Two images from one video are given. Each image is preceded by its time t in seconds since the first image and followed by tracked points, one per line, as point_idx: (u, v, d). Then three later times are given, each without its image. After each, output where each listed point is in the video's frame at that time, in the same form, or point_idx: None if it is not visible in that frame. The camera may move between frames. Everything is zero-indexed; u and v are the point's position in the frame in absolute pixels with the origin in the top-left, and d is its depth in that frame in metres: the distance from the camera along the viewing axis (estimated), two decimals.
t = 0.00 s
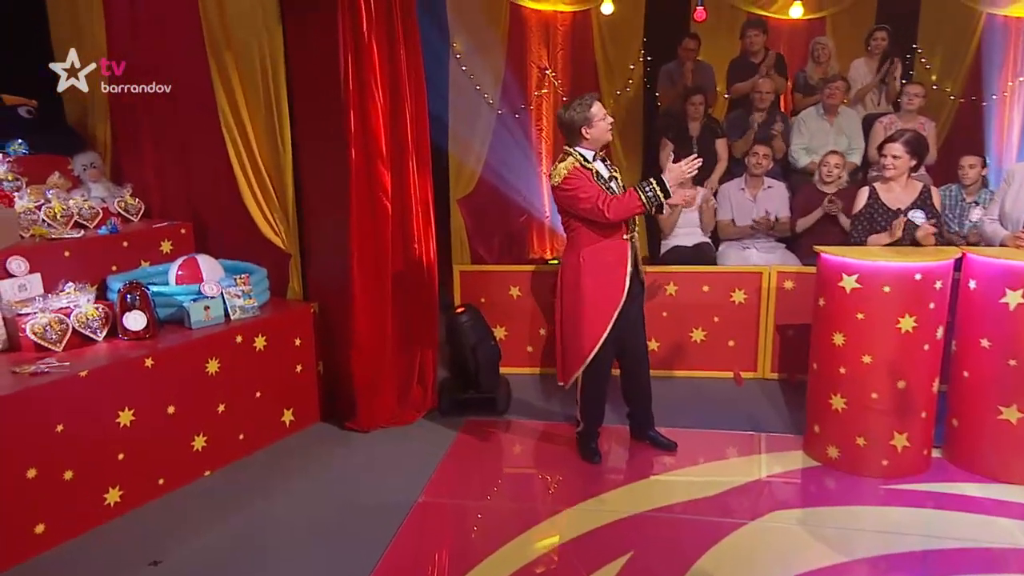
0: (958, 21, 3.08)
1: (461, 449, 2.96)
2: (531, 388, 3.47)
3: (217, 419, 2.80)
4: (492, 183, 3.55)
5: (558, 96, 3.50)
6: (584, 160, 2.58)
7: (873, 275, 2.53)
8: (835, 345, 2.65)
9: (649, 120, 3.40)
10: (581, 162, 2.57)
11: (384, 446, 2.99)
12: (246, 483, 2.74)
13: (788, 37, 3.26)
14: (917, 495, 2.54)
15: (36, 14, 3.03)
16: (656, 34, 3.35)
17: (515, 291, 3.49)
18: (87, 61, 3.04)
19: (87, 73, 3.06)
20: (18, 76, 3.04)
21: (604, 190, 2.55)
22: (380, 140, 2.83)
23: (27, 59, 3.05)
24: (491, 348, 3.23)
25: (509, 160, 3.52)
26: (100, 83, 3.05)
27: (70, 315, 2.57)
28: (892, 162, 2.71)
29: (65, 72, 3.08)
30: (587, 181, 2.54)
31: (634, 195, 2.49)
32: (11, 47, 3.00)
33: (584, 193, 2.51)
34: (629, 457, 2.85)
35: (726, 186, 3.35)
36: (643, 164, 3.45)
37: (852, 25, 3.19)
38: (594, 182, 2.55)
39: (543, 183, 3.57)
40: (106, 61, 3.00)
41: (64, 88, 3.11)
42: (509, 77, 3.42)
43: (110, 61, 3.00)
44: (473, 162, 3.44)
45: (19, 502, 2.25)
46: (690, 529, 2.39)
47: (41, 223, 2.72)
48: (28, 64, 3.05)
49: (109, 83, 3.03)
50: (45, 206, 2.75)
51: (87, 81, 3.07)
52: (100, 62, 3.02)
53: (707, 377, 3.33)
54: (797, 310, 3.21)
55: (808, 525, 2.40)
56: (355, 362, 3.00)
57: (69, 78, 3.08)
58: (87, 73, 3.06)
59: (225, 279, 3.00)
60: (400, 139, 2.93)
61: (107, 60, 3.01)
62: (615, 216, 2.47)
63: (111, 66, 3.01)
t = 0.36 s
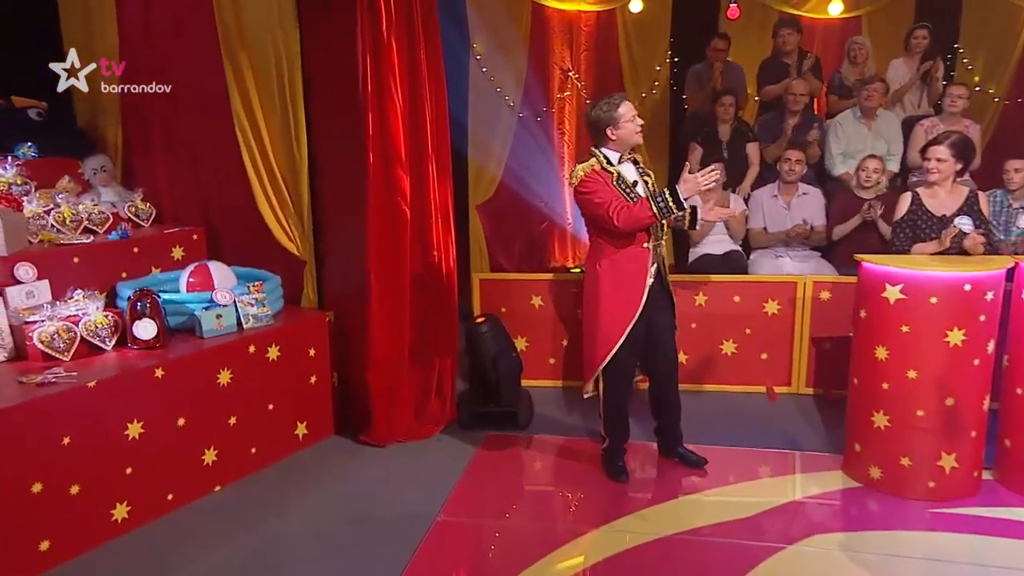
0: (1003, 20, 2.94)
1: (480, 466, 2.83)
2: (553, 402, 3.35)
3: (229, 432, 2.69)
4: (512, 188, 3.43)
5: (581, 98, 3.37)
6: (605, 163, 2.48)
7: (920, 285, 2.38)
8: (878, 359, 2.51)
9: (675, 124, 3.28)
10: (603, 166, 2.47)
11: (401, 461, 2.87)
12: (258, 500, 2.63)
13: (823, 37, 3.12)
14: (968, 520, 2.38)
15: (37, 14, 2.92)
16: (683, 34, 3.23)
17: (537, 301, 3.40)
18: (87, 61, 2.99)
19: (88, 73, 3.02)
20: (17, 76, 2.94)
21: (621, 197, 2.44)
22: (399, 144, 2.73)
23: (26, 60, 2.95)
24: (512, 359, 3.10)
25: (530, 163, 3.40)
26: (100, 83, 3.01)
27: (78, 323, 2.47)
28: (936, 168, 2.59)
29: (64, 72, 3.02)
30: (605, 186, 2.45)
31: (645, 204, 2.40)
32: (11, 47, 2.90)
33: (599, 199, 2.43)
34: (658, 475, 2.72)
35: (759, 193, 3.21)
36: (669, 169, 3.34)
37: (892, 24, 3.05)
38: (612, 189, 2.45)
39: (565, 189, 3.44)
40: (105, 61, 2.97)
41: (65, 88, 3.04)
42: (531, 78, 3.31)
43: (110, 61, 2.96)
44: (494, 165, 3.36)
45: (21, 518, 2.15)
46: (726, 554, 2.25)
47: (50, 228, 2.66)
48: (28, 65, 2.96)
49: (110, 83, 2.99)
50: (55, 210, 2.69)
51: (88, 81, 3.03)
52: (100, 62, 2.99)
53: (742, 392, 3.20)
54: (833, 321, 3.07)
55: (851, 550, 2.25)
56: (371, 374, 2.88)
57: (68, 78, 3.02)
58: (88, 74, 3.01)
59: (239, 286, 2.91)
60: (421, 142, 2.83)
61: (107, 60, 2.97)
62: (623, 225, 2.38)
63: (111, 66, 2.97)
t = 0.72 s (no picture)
0: None
1: (502, 471, 2.73)
2: (578, 406, 3.25)
3: (242, 435, 2.60)
4: (533, 182, 3.33)
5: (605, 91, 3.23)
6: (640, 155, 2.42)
7: (970, 284, 2.25)
8: (922, 363, 2.37)
9: (704, 116, 3.15)
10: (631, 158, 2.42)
11: (419, 466, 2.77)
12: (272, 505, 2.53)
13: (859, 25, 2.99)
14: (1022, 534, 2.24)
15: (36, 13, 2.85)
16: (713, 23, 3.09)
17: (560, 301, 3.32)
18: (88, 61, 2.97)
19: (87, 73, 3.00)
20: (18, 76, 2.85)
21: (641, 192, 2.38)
22: (420, 137, 2.63)
23: (26, 60, 2.87)
24: (535, 361, 2.99)
25: (553, 157, 3.29)
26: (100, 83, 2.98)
27: (89, 322, 2.40)
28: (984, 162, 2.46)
29: (64, 72, 2.98)
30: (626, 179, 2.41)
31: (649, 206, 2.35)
32: (10, 48, 2.81)
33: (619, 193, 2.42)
34: (688, 483, 2.61)
35: (793, 188, 3.13)
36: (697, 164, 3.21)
37: (935, 12, 2.91)
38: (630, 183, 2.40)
39: (587, 184, 3.31)
40: (105, 61, 2.94)
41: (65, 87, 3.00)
42: (554, 69, 3.22)
43: (110, 61, 2.93)
44: (516, 159, 3.27)
45: (28, 523, 2.06)
46: (763, 568, 2.12)
47: (61, 224, 2.59)
48: (28, 65, 2.87)
49: (110, 83, 2.95)
50: (65, 205, 2.61)
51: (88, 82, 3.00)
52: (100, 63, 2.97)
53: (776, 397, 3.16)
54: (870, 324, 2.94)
55: (895, 565, 2.12)
56: (388, 376, 2.78)
57: (68, 78, 2.99)
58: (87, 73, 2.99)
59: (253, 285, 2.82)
60: (442, 134, 2.73)
61: (106, 60, 2.94)
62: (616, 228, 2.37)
63: (111, 66, 2.93)
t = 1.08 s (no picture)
0: None
1: (525, 477, 2.64)
2: (603, 410, 3.17)
3: (258, 438, 2.53)
4: (555, 179, 3.24)
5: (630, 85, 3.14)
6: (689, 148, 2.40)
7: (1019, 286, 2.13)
8: (967, 368, 2.26)
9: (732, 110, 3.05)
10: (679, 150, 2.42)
11: (439, 471, 2.69)
12: (289, 511, 2.46)
13: (896, 15, 2.87)
14: None
15: (36, 13, 2.82)
16: (742, 14, 2.99)
17: (583, 301, 3.27)
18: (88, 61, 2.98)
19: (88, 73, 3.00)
20: (19, 77, 2.81)
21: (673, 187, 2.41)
22: (442, 132, 2.56)
23: (26, 60, 2.83)
24: (558, 363, 2.92)
25: (575, 153, 3.21)
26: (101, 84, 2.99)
27: (103, 321, 2.34)
28: None
29: (64, 72, 2.95)
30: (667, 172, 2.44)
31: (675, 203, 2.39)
32: (11, 47, 2.76)
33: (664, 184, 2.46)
34: (718, 492, 2.51)
35: (827, 186, 3.01)
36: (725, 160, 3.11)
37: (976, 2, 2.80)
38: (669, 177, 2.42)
39: (610, 182, 3.21)
40: (105, 61, 2.96)
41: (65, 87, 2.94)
42: (577, 63, 3.14)
43: (111, 61, 2.95)
44: (536, 155, 3.19)
45: (41, 527, 2.00)
46: None
47: (73, 221, 2.54)
48: (28, 65, 2.83)
49: (110, 83, 2.97)
50: (78, 202, 2.56)
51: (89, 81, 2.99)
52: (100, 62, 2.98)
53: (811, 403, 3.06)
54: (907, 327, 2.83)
55: None
56: (408, 378, 2.70)
57: (68, 78, 2.95)
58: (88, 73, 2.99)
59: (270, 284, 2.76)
60: (463, 130, 2.65)
61: (107, 60, 2.96)
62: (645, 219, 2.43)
63: (111, 66, 2.96)
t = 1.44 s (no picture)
0: None
1: (557, 481, 2.57)
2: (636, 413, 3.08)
3: (285, 438, 2.47)
4: (585, 175, 3.16)
5: (663, 77, 3.05)
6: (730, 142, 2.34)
7: None
8: None
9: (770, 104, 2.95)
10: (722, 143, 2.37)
11: (469, 474, 2.62)
12: (317, 513, 2.40)
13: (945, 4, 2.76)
14: None
15: (36, 13, 2.60)
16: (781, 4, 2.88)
17: (615, 302, 3.17)
18: (86, 61, 2.83)
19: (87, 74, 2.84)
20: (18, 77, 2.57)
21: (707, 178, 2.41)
22: (473, 125, 2.49)
23: (26, 60, 2.59)
24: (590, 365, 2.82)
25: (606, 148, 3.13)
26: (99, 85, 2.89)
27: (128, 319, 2.30)
28: None
29: (64, 72, 2.73)
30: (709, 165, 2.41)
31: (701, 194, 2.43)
32: (10, 47, 2.54)
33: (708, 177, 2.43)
34: (759, 499, 2.41)
35: (870, 183, 2.90)
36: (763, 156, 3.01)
37: None
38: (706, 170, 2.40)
39: (642, 177, 3.13)
40: (106, 61, 2.89)
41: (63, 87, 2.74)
42: (608, 55, 3.05)
43: (111, 62, 2.90)
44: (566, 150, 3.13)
45: (67, 529, 1.96)
46: None
47: (96, 216, 2.51)
48: (29, 66, 2.59)
49: (110, 84, 2.90)
50: (101, 197, 2.53)
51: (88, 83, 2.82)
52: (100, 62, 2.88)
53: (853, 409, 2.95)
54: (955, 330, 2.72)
55: None
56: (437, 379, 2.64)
57: (68, 79, 2.74)
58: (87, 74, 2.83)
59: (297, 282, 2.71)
60: (495, 123, 2.58)
61: (107, 60, 2.90)
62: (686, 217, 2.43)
63: (111, 66, 2.90)
